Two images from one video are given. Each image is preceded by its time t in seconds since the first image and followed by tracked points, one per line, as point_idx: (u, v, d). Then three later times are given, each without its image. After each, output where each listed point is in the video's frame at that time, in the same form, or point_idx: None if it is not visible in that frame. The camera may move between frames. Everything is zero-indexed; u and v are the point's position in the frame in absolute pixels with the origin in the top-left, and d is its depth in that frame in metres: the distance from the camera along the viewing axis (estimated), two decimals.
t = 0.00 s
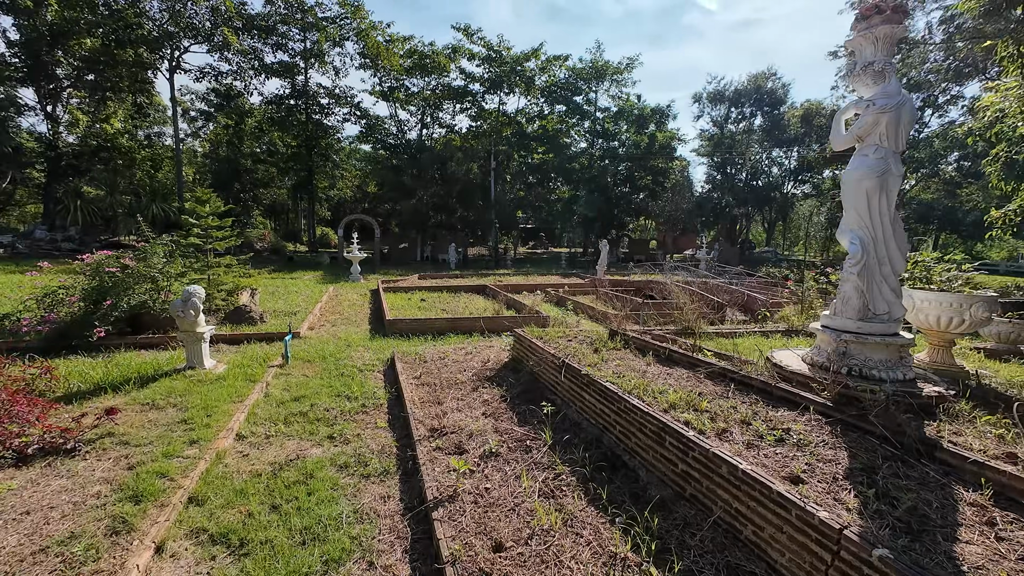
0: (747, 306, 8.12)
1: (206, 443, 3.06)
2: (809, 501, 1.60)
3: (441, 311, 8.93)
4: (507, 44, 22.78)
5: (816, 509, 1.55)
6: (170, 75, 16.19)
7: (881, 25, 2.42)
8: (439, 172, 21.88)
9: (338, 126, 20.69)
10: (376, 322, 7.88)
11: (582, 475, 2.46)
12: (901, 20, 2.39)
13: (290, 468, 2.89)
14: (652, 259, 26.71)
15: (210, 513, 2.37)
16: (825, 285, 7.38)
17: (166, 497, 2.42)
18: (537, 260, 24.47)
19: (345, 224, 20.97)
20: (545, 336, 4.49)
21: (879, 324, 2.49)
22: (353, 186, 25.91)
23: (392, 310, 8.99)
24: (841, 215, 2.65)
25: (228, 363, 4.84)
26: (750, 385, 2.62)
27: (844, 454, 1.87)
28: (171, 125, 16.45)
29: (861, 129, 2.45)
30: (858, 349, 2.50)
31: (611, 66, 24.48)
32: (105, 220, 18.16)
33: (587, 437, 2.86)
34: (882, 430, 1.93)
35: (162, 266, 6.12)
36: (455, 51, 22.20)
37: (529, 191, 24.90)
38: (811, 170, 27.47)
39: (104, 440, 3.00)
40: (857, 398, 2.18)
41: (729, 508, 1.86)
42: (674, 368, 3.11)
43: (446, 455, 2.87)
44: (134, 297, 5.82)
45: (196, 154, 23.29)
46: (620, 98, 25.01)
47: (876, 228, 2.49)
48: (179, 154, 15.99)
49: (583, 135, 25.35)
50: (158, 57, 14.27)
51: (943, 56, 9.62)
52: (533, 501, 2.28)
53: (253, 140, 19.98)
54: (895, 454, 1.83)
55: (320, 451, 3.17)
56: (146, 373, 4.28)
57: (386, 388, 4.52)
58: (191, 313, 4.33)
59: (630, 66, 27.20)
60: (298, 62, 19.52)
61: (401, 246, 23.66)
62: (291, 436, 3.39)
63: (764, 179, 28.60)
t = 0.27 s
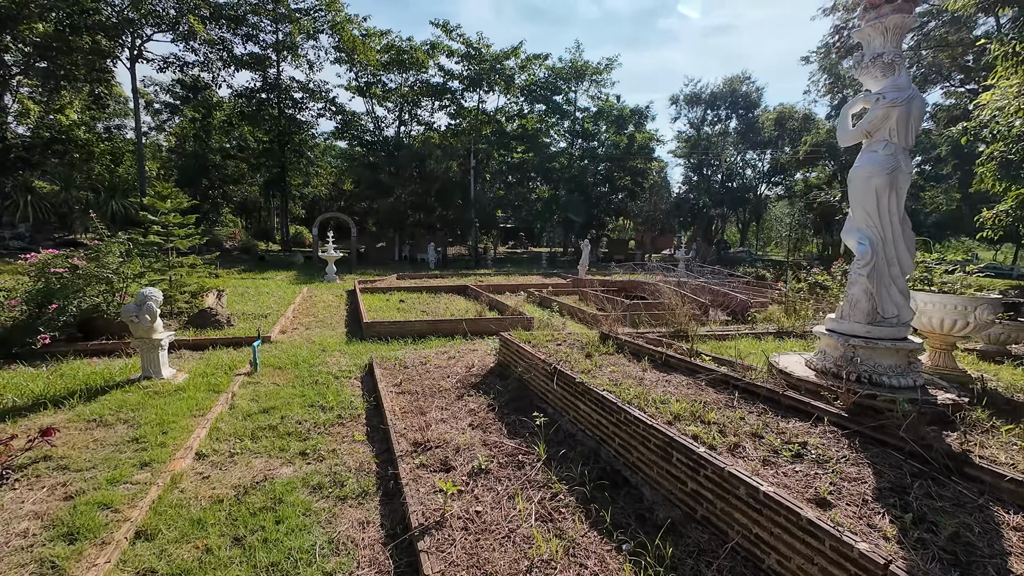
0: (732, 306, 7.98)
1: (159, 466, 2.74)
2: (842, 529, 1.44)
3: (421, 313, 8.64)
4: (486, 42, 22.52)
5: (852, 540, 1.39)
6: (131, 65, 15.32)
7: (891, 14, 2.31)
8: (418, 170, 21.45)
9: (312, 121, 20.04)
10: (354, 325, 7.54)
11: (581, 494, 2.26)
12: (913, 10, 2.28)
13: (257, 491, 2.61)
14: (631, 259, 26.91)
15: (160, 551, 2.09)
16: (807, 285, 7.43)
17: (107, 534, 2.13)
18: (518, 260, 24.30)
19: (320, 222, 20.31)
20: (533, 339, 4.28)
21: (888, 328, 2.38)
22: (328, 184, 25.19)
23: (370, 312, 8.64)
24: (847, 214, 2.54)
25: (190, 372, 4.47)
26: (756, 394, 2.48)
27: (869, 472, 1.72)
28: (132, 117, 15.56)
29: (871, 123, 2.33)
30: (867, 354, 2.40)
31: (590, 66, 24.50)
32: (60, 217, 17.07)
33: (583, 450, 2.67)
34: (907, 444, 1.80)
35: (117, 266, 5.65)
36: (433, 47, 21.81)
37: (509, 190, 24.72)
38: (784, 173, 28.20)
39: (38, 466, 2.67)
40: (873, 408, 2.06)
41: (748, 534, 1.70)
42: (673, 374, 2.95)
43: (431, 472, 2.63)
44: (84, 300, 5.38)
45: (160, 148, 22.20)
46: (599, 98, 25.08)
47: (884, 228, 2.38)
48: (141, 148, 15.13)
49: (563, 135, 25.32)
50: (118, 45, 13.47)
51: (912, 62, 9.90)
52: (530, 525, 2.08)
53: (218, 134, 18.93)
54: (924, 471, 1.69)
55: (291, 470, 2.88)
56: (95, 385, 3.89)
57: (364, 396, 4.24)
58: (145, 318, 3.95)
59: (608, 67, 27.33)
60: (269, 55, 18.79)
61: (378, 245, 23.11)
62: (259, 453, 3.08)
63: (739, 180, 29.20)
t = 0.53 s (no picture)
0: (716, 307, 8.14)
1: (118, 494, 2.46)
2: (898, 563, 1.31)
3: (405, 315, 8.37)
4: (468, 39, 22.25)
5: None
6: (92, 54, 14.50)
7: (911, 8, 2.23)
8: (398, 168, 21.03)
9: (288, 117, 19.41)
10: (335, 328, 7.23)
11: (593, 518, 2.09)
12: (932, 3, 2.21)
13: (232, 519, 2.35)
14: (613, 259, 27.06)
15: None
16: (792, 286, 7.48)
17: None
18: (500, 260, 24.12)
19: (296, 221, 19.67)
20: (527, 344, 4.11)
21: (906, 335, 2.29)
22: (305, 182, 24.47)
23: (351, 315, 8.31)
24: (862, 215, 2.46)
25: (156, 383, 4.12)
26: (771, 404, 2.36)
27: (909, 493, 1.61)
28: (93, 109, 14.73)
29: (890, 121, 2.25)
30: (885, 362, 2.32)
31: (572, 66, 24.49)
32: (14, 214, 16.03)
33: (590, 466, 2.51)
34: (944, 462, 1.70)
35: (75, 267, 5.21)
36: (414, 43, 21.41)
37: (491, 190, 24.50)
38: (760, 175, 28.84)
39: None
40: (900, 421, 1.95)
41: (784, 564, 1.56)
42: (680, 383, 2.81)
43: (426, 493, 2.42)
44: (37, 303, 4.98)
45: (124, 143, 21.13)
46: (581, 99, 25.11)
47: (903, 230, 2.30)
48: (103, 141, 14.32)
49: (545, 134, 25.25)
50: (77, 31, 12.70)
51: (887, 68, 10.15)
52: (540, 555, 1.90)
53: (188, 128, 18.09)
54: (967, 491, 1.59)
55: (270, 493, 2.63)
56: (48, 400, 3.54)
57: (348, 406, 3.98)
58: (104, 326, 3.60)
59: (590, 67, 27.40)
60: (242, 47, 18.10)
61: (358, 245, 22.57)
62: (233, 473, 2.82)
63: (717, 182, 29.72)
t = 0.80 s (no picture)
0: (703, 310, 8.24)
1: (66, 529, 2.19)
2: None
3: (387, 319, 8.09)
4: (450, 38, 21.95)
5: None
6: (51, 44, 13.70)
7: (927, 4, 2.34)
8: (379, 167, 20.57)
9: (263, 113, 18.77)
10: (315, 333, 6.93)
11: (601, 546, 1.93)
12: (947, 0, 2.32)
13: (198, 555, 2.11)
14: (596, 260, 27.12)
15: None
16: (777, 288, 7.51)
17: None
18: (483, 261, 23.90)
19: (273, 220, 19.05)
20: (519, 351, 3.93)
21: (923, 342, 2.24)
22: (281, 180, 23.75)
23: (332, 319, 8.00)
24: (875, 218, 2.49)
25: (117, 397, 3.78)
26: (784, 417, 2.24)
27: (947, 519, 1.49)
28: (53, 102, 13.92)
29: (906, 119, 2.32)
30: (900, 371, 2.26)
31: (555, 67, 24.44)
32: None
33: (593, 485, 2.34)
34: (978, 482, 1.60)
35: (27, 270, 4.83)
36: (395, 41, 21.00)
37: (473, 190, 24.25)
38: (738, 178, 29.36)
39: None
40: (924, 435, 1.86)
41: None
42: (684, 394, 2.68)
43: (417, 519, 2.22)
44: None
45: (87, 138, 20.10)
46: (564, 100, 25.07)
47: (919, 232, 2.32)
48: (63, 136, 13.54)
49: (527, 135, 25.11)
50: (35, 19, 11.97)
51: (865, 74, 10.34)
52: None
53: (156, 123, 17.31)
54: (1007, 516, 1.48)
55: (242, 522, 2.39)
56: None
57: (329, 419, 3.74)
58: (56, 336, 3.26)
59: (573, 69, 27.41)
60: (215, 40, 17.41)
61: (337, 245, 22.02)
62: (200, 500, 2.57)
63: (697, 185, 30.14)
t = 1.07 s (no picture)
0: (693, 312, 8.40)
1: None
2: None
3: (369, 321, 7.77)
4: (432, 35, 21.61)
5: None
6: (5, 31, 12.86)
7: None
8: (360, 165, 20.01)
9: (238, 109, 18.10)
10: (292, 338, 6.57)
11: None
12: None
13: None
14: (579, 261, 27.09)
15: None
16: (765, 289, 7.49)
17: None
18: (466, 262, 23.60)
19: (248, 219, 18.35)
20: (511, 357, 3.71)
21: (945, 346, 2.26)
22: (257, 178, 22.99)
23: (310, 322, 7.63)
24: (896, 216, 2.53)
25: (64, 411, 3.43)
26: (803, 429, 2.09)
27: (1002, 548, 1.34)
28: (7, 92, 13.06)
29: (932, 109, 2.36)
30: (922, 378, 2.25)
31: (538, 67, 24.33)
32: None
33: (598, 505, 2.15)
34: None
35: None
36: (375, 37, 20.55)
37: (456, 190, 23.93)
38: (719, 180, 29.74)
39: None
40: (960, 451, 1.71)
41: None
42: (692, 404, 2.50)
43: (403, 549, 1.98)
44: None
45: (47, 132, 19.04)
46: (548, 100, 24.96)
47: (940, 231, 2.36)
48: (19, 130, 12.72)
49: (510, 135, 24.92)
50: None
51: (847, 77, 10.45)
52: None
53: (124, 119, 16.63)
54: None
55: (203, 556, 2.12)
56: None
57: (304, 432, 3.45)
58: None
59: (556, 69, 27.35)
60: (186, 32, 16.69)
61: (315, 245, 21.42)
62: (154, 531, 2.28)
63: (678, 186, 30.43)
